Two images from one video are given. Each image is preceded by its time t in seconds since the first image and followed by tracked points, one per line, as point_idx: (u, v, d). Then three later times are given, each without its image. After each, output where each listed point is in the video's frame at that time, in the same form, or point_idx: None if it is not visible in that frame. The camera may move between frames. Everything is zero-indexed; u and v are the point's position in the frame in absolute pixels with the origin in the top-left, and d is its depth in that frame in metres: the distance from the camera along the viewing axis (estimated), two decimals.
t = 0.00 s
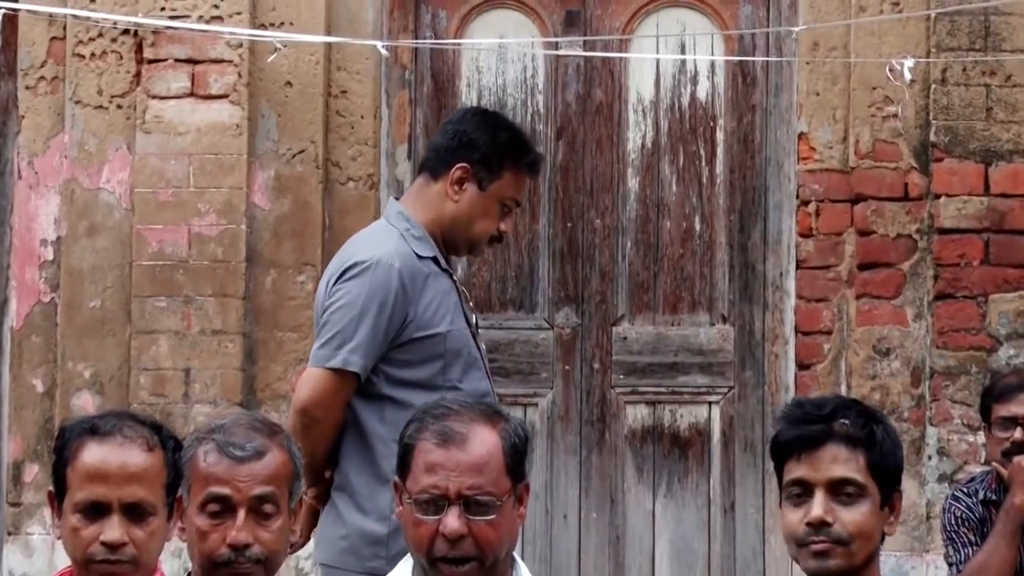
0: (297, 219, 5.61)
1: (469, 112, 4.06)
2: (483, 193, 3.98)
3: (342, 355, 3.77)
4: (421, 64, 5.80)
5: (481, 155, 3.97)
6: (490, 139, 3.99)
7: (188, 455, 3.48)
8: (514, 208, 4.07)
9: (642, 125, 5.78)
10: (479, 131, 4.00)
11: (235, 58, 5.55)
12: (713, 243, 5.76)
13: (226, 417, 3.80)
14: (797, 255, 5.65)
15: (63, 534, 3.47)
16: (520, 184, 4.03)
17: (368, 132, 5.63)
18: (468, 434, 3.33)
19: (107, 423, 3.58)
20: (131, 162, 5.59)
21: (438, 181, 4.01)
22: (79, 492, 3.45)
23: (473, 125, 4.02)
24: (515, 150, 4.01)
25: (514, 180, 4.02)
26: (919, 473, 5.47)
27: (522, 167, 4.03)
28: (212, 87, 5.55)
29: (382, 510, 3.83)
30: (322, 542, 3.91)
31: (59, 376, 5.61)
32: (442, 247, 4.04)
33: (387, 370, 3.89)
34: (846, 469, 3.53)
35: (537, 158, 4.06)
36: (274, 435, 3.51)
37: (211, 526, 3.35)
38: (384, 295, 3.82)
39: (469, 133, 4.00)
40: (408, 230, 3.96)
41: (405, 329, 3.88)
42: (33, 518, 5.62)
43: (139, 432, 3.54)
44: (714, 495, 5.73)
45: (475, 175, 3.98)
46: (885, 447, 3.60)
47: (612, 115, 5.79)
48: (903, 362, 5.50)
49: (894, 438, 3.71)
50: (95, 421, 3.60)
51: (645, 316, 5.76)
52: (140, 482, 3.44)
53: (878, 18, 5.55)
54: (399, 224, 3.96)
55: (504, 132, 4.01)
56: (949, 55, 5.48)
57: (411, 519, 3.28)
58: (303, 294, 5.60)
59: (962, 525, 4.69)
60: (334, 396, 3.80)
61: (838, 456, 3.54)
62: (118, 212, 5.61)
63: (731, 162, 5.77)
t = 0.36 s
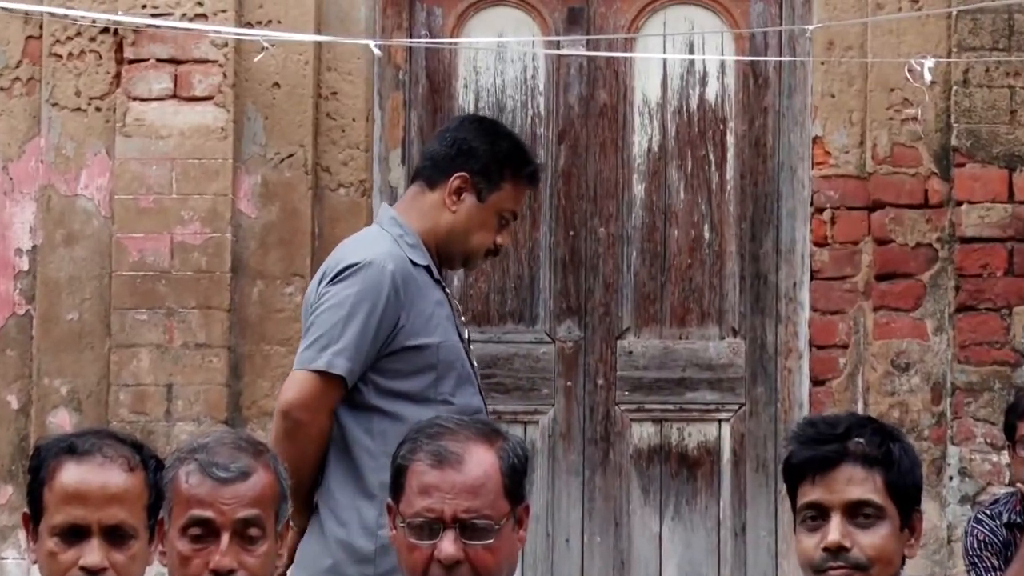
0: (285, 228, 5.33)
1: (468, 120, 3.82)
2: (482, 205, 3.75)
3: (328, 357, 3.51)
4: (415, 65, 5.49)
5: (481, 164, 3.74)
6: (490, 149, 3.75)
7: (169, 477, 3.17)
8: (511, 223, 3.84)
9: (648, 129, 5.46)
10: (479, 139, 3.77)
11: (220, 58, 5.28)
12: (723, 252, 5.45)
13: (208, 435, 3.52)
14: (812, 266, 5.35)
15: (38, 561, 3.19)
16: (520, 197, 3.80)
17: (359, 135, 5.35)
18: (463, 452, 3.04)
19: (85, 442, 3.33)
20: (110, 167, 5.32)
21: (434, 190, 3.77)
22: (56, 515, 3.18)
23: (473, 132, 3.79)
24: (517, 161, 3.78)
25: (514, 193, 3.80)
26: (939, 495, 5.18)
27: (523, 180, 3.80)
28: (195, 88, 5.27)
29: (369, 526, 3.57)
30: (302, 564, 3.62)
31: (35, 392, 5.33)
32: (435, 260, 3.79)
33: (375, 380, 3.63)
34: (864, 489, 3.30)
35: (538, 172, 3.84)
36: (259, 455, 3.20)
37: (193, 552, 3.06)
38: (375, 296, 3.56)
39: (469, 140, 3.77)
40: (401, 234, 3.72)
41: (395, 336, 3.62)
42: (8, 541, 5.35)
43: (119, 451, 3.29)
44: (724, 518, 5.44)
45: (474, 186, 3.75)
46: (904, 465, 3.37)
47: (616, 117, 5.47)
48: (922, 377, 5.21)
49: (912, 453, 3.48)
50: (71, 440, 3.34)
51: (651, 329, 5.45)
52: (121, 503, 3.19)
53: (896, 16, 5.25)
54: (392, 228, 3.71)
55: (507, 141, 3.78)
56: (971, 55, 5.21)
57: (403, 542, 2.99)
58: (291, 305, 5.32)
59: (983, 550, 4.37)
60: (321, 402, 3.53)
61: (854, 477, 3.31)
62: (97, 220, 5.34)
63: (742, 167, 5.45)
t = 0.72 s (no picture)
0: (272, 226, 5.06)
1: (461, 127, 3.73)
2: (465, 217, 3.65)
3: (300, 360, 3.38)
4: (410, 55, 5.22)
5: (470, 175, 3.65)
6: (481, 161, 3.67)
7: (151, 489, 3.07)
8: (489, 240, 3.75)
9: (655, 123, 5.18)
10: (470, 150, 3.68)
11: (204, 48, 5.01)
12: (734, 251, 5.15)
13: (194, 443, 3.34)
14: (827, 267, 5.07)
15: None
16: (503, 215, 3.72)
17: (350, 128, 5.07)
18: (459, 462, 3.02)
19: (63, 451, 3.13)
20: (88, 162, 5.05)
21: (418, 196, 3.67)
22: (31, 531, 2.99)
23: (466, 140, 3.70)
24: (506, 177, 3.70)
25: (498, 209, 3.71)
26: (962, 508, 4.90)
27: (509, 198, 3.72)
28: (178, 80, 5.00)
29: (335, 539, 3.48)
30: None
31: (10, 400, 5.07)
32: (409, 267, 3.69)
33: (347, 386, 3.51)
34: (882, 502, 3.23)
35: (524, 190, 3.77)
36: (245, 467, 3.10)
37: (177, 568, 2.95)
38: (348, 297, 3.46)
39: (461, 149, 3.67)
40: (377, 236, 3.62)
41: (368, 340, 3.51)
42: None
43: (99, 463, 3.09)
44: (735, 532, 5.14)
45: (461, 196, 3.65)
46: (923, 478, 3.31)
47: (621, 110, 5.19)
48: (944, 384, 4.93)
49: (932, 465, 3.40)
50: (49, 450, 3.13)
51: (658, 333, 5.15)
52: (101, 519, 3.00)
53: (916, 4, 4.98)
54: (364, 230, 3.61)
55: (498, 156, 3.70)
56: (996, 45, 4.93)
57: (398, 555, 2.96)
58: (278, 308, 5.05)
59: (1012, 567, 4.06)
60: (295, 406, 3.41)
61: (872, 489, 3.24)
62: (74, 218, 5.07)
63: (753, 163, 5.16)
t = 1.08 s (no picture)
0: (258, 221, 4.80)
1: (446, 118, 3.68)
2: (448, 209, 3.59)
3: (258, 360, 3.35)
4: (403, 40, 4.95)
5: (452, 166, 3.60)
6: (464, 152, 3.61)
7: (133, 498, 3.02)
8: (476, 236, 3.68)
9: (662, 111, 4.90)
10: (453, 140, 3.63)
11: (187, 32, 4.74)
12: (746, 247, 4.87)
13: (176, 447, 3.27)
14: (844, 263, 4.80)
15: None
16: (489, 209, 3.64)
17: (340, 117, 4.81)
18: (457, 468, 2.87)
19: (40, 457, 3.03)
20: (65, 153, 4.80)
21: (399, 189, 3.62)
22: (6, 540, 2.88)
23: (450, 132, 3.65)
24: (489, 169, 3.63)
25: (484, 203, 3.64)
26: (986, 518, 4.63)
27: (494, 190, 3.65)
28: (159, 66, 4.74)
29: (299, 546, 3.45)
30: None
31: None
32: (392, 265, 3.63)
33: (312, 388, 3.48)
34: (898, 511, 3.14)
35: (512, 183, 3.70)
36: (232, 474, 3.07)
37: None
38: (310, 295, 3.41)
39: (443, 140, 3.63)
40: (350, 232, 3.57)
41: (335, 339, 3.47)
42: None
43: (78, 470, 3.00)
44: (747, 543, 4.86)
45: (442, 189, 3.59)
46: (946, 487, 3.20)
47: (627, 98, 4.91)
48: (967, 387, 4.66)
49: (958, 474, 3.29)
50: (26, 456, 3.03)
51: (665, 333, 4.87)
52: (81, 529, 2.91)
53: None
54: (338, 227, 3.56)
55: (482, 146, 3.64)
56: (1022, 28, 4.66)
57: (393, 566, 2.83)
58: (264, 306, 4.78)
59: None
60: (255, 408, 3.38)
61: (889, 498, 3.16)
62: (50, 212, 4.82)
63: (766, 153, 4.88)
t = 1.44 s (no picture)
0: (244, 215, 4.54)
1: (435, 107, 3.44)
2: (434, 203, 3.34)
3: (224, 359, 3.11)
4: (397, 24, 4.65)
5: (439, 156, 3.35)
6: (451, 142, 3.37)
7: (113, 509, 2.67)
8: (468, 232, 3.42)
9: (671, 100, 4.61)
10: (440, 130, 3.39)
11: (170, 17, 4.50)
12: (759, 243, 4.59)
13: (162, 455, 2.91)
14: (862, 261, 4.55)
15: None
16: (480, 202, 3.39)
17: (331, 106, 4.56)
18: (451, 475, 2.61)
19: (11, 462, 2.57)
20: (40, 144, 4.55)
21: (383, 182, 3.38)
22: None
23: (437, 121, 3.41)
24: (480, 159, 3.38)
25: (474, 196, 3.39)
26: (1012, 530, 4.39)
27: (485, 182, 3.40)
28: (140, 52, 4.49)
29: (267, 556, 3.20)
30: None
31: None
32: (377, 263, 3.38)
33: (284, 390, 3.23)
34: (916, 519, 2.85)
35: (505, 176, 3.44)
36: (218, 483, 2.74)
37: None
38: (283, 291, 3.17)
39: (430, 129, 3.39)
40: (331, 228, 3.33)
41: (310, 339, 3.22)
42: None
43: (56, 477, 2.56)
44: (760, 556, 4.61)
45: (429, 181, 3.34)
46: (969, 492, 2.91)
47: (634, 86, 4.61)
48: (992, 391, 4.41)
49: (982, 479, 3.00)
50: None
51: (673, 334, 4.59)
52: (60, 543, 2.47)
53: None
54: (320, 222, 3.33)
55: (471, 136, 3.39)
56: None
57: None
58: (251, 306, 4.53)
59: None
60: (223, 410, 3.13)
61: (907, 504, 2.87)
62: (25, 206, 4.57)
63: (780, 144, 4.60)
